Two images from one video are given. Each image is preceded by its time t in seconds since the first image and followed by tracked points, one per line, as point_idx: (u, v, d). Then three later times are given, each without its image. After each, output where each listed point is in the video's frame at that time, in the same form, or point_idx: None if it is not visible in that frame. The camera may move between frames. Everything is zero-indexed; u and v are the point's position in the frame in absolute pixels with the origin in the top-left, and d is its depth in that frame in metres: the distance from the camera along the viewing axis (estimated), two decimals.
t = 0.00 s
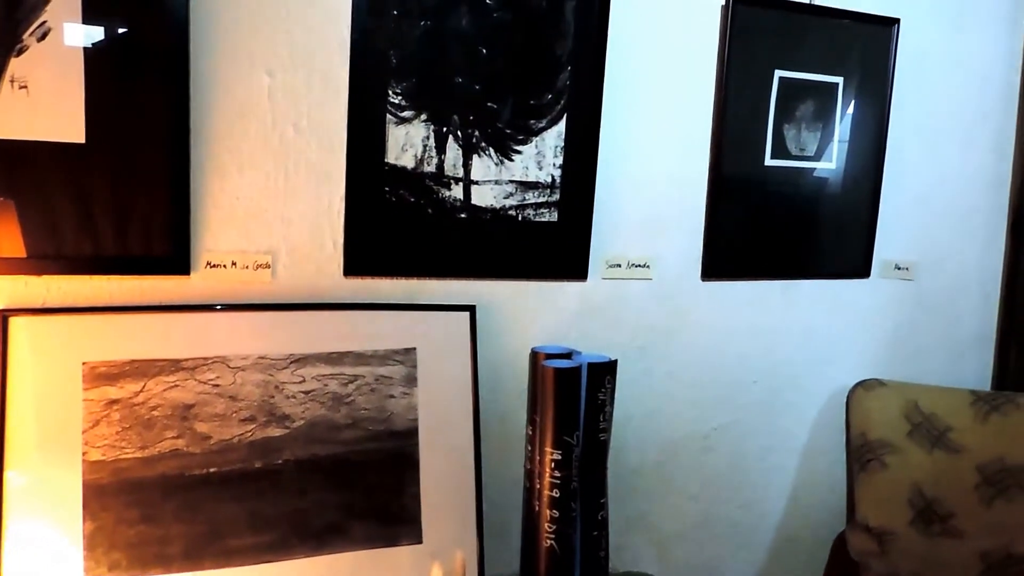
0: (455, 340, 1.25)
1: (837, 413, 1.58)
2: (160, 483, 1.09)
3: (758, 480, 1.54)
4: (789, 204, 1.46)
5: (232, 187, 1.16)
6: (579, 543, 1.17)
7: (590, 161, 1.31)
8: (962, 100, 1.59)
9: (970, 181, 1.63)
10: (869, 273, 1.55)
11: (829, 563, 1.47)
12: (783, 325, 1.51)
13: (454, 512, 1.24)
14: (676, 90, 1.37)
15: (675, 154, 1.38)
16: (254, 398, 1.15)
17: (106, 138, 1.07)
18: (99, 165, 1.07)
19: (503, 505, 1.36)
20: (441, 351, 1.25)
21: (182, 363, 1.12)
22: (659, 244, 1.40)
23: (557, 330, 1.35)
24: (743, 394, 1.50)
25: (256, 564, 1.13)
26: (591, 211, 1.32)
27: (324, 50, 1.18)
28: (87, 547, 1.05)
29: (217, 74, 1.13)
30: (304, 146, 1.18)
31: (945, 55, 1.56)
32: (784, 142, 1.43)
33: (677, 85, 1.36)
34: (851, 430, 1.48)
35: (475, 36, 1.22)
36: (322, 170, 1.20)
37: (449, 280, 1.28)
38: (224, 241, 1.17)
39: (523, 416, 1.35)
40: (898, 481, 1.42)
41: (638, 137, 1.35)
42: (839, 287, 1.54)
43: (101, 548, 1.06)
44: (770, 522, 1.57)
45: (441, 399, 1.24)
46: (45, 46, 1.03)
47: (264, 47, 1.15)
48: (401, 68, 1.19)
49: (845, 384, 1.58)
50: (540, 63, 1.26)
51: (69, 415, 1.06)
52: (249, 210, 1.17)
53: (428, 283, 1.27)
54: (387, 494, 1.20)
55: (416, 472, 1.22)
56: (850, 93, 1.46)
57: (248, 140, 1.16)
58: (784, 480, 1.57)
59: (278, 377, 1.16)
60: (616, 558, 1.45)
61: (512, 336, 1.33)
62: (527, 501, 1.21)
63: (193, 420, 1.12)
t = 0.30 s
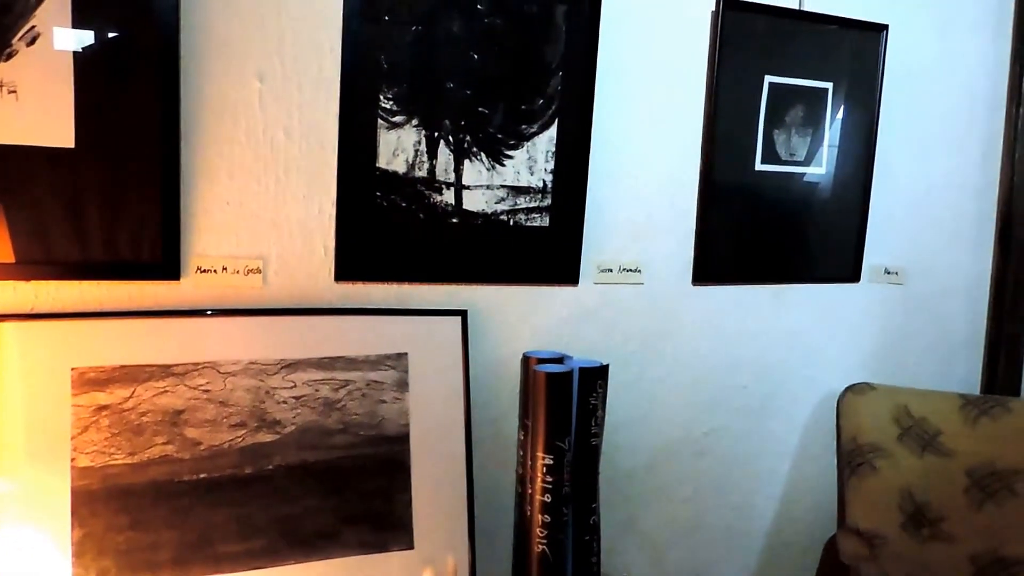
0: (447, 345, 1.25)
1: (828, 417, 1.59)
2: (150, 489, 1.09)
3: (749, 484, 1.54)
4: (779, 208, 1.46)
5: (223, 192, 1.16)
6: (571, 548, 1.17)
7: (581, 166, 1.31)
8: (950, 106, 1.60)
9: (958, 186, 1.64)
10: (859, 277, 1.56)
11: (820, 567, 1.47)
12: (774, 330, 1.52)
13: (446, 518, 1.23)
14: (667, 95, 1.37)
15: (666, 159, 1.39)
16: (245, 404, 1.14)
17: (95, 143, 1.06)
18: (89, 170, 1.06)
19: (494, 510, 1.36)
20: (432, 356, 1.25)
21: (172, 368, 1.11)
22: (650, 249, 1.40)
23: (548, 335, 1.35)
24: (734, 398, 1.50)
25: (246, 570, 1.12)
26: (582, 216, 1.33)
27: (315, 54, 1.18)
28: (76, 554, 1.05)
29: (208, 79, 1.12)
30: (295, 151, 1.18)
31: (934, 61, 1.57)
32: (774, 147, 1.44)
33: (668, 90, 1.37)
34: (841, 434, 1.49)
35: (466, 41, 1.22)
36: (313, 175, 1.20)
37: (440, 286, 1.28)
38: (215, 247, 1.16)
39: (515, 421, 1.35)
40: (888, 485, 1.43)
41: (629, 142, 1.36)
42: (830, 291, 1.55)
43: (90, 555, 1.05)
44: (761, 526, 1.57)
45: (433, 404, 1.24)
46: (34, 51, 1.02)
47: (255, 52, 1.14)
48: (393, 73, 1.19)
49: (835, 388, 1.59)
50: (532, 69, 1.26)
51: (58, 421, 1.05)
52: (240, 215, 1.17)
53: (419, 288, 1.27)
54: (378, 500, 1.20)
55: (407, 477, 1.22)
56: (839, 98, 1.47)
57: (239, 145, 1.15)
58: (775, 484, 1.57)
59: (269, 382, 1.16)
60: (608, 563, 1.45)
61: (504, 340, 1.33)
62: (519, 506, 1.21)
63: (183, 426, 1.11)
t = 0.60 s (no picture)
0: (438, 349, 1.25)
1: (819, 420, 1.59)
2: (139, 495, 1.08)
3: (740, 487, 1.55)
4: (770, 212, 1.47)
5: (213, 196, 1.15)
6: (563, 552, 1.17)
7: (573, 170, 1.31)
8: (939, 111, 1.62)
9: (947, 190, 1.65)
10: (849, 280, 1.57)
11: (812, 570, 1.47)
12: (765, 333, 1.52)
13: (437, 522, 1.23)
14: (658, 100, 1.38)
15: (657, 163, 1.39)
16: (236, 408, 1.14)
17: (85, 146, 1.06)
18: (79, 173, 1.06)
19: (486, 514, 1.36)
20: (424, 360, 1.24)
21: (162, 373, 1.11)
22: (642, 253, 1.40)
23: (540, 338, 1.35)
24: (726, 401, 1.51)
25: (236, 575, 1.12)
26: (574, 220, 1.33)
27: (307, 58, 1.17)
28: (65, 560, 1.04)
29: (198, 82, 1.12)
30: (286, 155, 1.18)
31: (922, 66, 1.58)
32: (764, 152, 1.44)
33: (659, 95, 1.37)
34: (833, 437, 1.49)
35: (457, 45, 1.22)
36: (304, 179, 1.19)
37: (432, 290, 1.28)
38: (205, 251, 1.16)
39: (507, 425, 1.35)
40: (879, 488, 1.43)
41: (620, 146, 1.36)
42: (821, 295, 1.56)
43: (78, 561, 1.05)
44: (753, 529, 1.58)
45: (424, 408, 1.24)
46: (24, 54, 1.02)
47: (246, 56, 1.14)
48: (384, 77, 1.19)
49: (826, 391, 1.60)
50: (523, 73, 1.26)
51: (47, 426, 1.05)
52: (231, 218, 1.17)
53: (411, 292, 1.27)
54: (369, 504, 1.19)
55: (399, 481, 1.21)
56: (829, 102, 1.48)
57: (230, 149, 1.15)
58: (767, 486, 1.57)
59: (260, 387, 1.15)
60: (600, 567, 1.44)
61: (495, 344, 1.33)
62: (511, 511, 1.21)
63: (173, 431, 1.11)
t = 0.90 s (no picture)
0: (430, 352, 1.25)
1: (810, 422, 1.60)
2: (129, 500, 1.07)
3: (732, 489, 1.55)
4: (760, 215, 1.48)
5: (203, 199, 1.15)
6: (555, 556, 1.17)
7: (564, 173, 1.31)
8: (928, 115, 1.63)
9: (937, 193, 1.66)
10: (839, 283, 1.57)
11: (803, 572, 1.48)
12: (756, 335, 1.53)
13: (429, 526, 1.23)
14: (649, 104, 1.38)
15: (648, 167, 1.39)
16: (226, 412, 1.14)
17: (74, 149, 1.05)
18: (67, 176, 1.05)
19: (478, 517, 1.36)
20: (415, 364, 1.24)
21: (152, 377, 1.10)
22: (633, 256, 1.41)
23: (532, 342, 1.35)
24: (717, 403, 1.51)
25: None
26: (565, 223, 1.33)
27: (298, 61, 1.17)
28: (54, 565, 1.03)
29: (188, 85, 1.12)
30: (277, 158, 1.18)
31: (911, 70, 1.59)
32: (755, 155, 1.45)
33: (650, 99, 1.38)
34: (823, 439, 1.50)
35: (449, 48, 1.22)
36: (295, 182, 1.19)
37: (423, 293, 1.28)
38: (196, 254, 1.15)
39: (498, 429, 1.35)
40: (869, 489, 1.44)
41: (612, 150, 1.36)
42: (811, 297, 1.56)
43: (67, 566, 1.04)
44: (744, 531, 1.58)
45: (415, 411, 1.24)
46: (12, 56, 1.02)
47: (236, 58, 1.14)
48: (375, 80, 1.19)
49: (817, 393, 1.60)
50: (515, 76, 1.26)
51: (36, 431, 1.04)
52: (221, 221, 1.16)
53: (402, 295, 1.27)
54: (361, 508, 1.19)
55: (390, 485, 1.21)
56: (819, 106, 1.49)
57: (220, 152, 1.15)
58: (758, 489, 1.58)
59: (250, 390, 1.15)
60: (592, 570, 1.44)
61: (487, 347, 1.33)
62: (503, 514, 1.21)
63: (163, 435, 1.10)
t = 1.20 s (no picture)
0: (422, 355, 1.25)
1: (801, 424, 1.61)
2: (118, 504, 1.07)
3: (723, 490, 1.55)
4: (751, 218, 1.48)
5: (194, 202, 1.14)
6: (547, 558, 1.17)
7: (555, 176, 1.32)
8: (918, 118, 1.64)
9: (926, 195, 1.67)
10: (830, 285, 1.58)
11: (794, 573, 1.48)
12: (747, 337, 1.53)
13: (421, 529, 1.23)
14: (641, 107, 1.38)
15: (639, 170, 1.40)
16: (217, 416, 1.13)
17: (63, 151, 1.04)
18: (56, 179, 1.05)
19: (470, 520, 1.36)
20: (407, 366, 1.24)
21: (142, 380, 1.10)
22: (625, 259, 1.41)
23: (523, 344, 1.35)
24: (709, 405, 1.51)
25: None
26: (557, 226, 1.33)
27: (289, 63, 1.17)
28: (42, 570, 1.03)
29: (179, 87, 1.11)
30: (268, 160, 1.18)
31: (900, 74, 1.60)
32: (746, 158, 1.45)
33: (641, 101, 1.38)
34: (815, 440, 1.50)
35: (441, 51, 1.22)
36: (286, 184, 1.19)
37: (415, 295, 1.27)
38: (186, 257, 1.15)
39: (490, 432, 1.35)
40: (860, 490, 1.44)
41: (603, 152, 1.37)
42: (802, 299, 1.57)
43: (56, 571, 1.03)
44: (736, 532, 1.58)
45: (407, 414, 1.23)
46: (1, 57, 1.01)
47: (227, 60, 1.14)
48: (367, 82, 1.19)
49: (808, 394, 1.61)
50: (506, 79, 1.26)
51: (24, 435, 1.03)
52: (212, 224, 1.16)
53: (393, 297, 1.27)
54: (352, 511, 1.19)
55: (382, 488, 1.21)
56: (810, 109, 1.49)
57: (211, 154, 1.14)
58: (749, 490, 1.58)
59: (241, 394, 1.15)
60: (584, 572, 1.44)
61: (479, 350, 1.33)
62: (494, 517, 1.20)
63: (154, 438, 1.09)
